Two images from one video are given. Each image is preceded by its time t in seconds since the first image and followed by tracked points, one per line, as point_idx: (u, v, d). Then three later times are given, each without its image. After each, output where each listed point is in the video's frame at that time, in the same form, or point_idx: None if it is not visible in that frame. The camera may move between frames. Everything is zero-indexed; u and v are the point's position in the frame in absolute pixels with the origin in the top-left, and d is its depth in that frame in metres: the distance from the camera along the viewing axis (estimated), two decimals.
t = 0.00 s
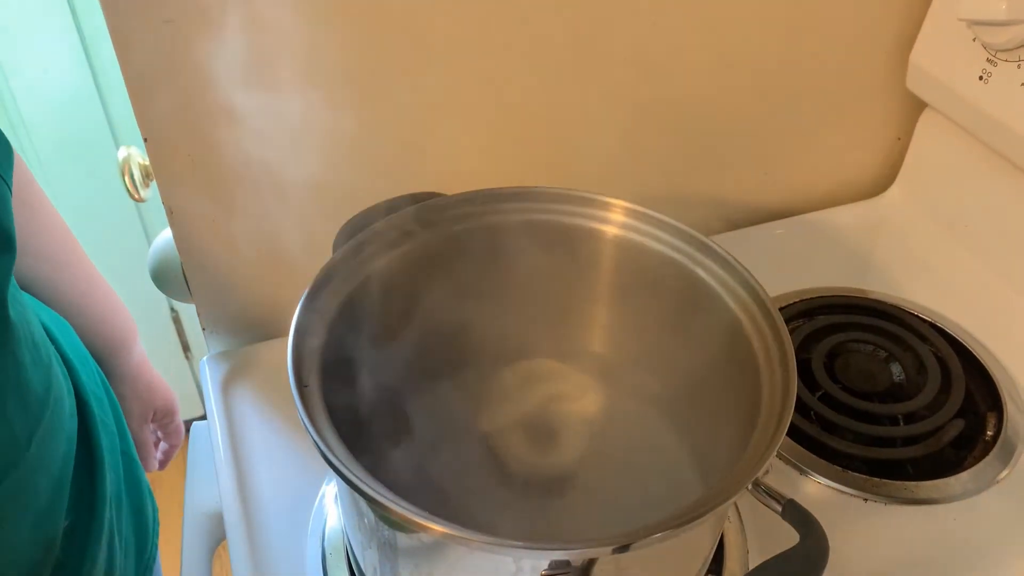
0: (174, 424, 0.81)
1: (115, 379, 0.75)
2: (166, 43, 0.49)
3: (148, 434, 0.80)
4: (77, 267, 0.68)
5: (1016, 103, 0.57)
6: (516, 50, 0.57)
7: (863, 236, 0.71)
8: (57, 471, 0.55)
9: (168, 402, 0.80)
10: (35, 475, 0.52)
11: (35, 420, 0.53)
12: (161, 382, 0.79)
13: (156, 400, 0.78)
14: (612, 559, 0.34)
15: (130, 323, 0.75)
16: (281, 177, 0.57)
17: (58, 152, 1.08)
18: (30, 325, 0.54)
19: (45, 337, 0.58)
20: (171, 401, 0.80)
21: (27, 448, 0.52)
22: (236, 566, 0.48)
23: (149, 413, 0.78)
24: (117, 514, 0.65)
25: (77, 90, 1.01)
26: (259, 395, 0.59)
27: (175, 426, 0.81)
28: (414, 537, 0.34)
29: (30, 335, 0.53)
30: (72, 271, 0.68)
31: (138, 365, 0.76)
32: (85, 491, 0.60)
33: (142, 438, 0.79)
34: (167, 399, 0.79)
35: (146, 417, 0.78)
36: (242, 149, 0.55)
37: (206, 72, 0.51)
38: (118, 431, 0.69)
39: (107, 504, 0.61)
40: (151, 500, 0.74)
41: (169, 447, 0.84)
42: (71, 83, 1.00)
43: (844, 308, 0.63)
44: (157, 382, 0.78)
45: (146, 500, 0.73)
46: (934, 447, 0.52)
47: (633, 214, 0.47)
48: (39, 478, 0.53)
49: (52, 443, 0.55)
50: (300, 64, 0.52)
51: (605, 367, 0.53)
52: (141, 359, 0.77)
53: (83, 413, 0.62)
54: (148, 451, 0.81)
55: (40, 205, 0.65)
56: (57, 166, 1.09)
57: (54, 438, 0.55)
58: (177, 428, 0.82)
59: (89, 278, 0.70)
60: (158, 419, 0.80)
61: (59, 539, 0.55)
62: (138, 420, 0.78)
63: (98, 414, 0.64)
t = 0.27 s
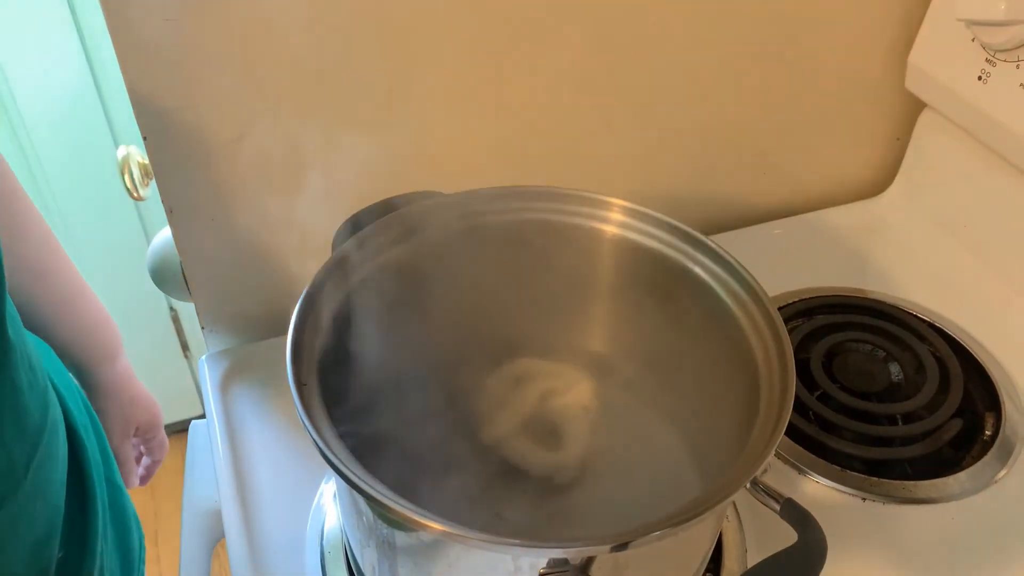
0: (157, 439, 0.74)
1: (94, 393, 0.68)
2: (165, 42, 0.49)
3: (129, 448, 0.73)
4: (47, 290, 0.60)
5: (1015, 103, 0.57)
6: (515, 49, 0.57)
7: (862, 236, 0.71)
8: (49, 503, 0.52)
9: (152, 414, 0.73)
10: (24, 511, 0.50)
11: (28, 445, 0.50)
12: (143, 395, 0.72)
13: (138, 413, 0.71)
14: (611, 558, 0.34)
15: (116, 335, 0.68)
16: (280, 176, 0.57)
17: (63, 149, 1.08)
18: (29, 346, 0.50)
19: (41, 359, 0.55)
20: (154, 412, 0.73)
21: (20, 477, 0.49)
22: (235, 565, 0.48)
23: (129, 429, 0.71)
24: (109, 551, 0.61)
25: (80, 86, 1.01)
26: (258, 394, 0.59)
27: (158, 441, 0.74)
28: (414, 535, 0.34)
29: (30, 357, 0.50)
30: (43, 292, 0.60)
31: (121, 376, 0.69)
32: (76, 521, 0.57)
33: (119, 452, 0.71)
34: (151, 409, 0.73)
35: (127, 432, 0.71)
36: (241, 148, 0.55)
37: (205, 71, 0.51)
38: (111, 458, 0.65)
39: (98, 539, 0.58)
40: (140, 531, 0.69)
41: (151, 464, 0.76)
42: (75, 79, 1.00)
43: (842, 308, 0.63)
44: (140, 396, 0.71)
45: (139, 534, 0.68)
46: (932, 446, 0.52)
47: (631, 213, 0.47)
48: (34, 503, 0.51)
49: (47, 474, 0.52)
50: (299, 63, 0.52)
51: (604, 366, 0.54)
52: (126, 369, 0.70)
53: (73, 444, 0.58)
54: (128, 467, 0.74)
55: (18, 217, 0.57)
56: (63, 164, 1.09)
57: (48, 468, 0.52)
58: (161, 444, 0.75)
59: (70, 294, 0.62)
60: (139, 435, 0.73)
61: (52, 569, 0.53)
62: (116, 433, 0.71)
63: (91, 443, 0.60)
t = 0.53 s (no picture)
0: (157, 463, 0.68)
1: (96, 419, 0.61)
2: (166, 43, 0.49)
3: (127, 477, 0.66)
4: (46, 299, 0.53)
5: (1012, 105, 0.57)
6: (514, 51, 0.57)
7: (860, 238, 0.71)
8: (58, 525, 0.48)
9: (150, 439, 0.66)
10: (27, 546, 0.44)
11: (13, 492, 0.43)
12: (141, 419, 0.65)
13: (137, 438, 0.64)
14: (609, 558, 0.34)
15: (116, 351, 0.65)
16: (280, 177, 0.57)
17: (63, 149, 1.08)
18: (16, 385, 0.43)
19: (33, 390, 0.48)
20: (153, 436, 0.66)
21: (11, 523, 0.43)
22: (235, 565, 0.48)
23: (129, 453, 0.64)
24: None
25: (78, 82, 1.01)
26: (258, 394, 0.59)
27: (159, 465, 0.68)
28: (413, 535, 0.34)
29: (15, 397, 0.43)
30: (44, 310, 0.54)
31: (117, 401, 0.62)
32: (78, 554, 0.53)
33: (123, 480, 0.65)
34: (149, 434, 0.66)
35: (127, 457, 0.64)
36: (242, 148, 0.55)
37: (206, 72, 0.51)
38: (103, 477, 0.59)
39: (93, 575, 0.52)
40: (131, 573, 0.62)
41: (149, 491, 0.69)
42: (73, 75, 1.00)
43: (840, 309, 0.63)
44: (140, 421, 0.64)
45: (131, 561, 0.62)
46: (929, 448, 0.53)
47: (630, 214, 0.47)
48: (29, 548, 0.45)
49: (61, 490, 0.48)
50: (299, 64, 0.53)
51: (602, 366, 0.54)
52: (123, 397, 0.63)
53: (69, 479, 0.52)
54: (126, 494, 0.66)
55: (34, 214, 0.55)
56: (63, 163, 1.09)
57: (48, 501, 0.46)
58: (159, 469, 0.68)
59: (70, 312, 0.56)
60: (138, 460, 0.66)
61: None
62: (118, 459, 0.64)
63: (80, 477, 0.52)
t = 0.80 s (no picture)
0: (152, 472, 0.68)
1: (90, 430, 0.61)
2: (166, 43, 0.49)
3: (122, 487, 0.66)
4: (42, 313, 0.53)
5: (1014, 106, 0.57)
6: (515, 52, 0.57)
7: (860, 239, 0.71)
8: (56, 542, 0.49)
9: (145, 448, 0.67)
10: (25, 569, 0.45)
11: (10, 515, 0.44)
12: (136, 429, 0.65)
13: (132, 447, 0.65)
14: (610, 561, 0.34)
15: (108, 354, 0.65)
16: (280, 177, 0.57)
17: (63, 149, 1.08)
18: (11, 406, 0.43)
19: (28, 408, 0.48)
20: (148, 444, 0.67)
21: (9, 547, 0.44)
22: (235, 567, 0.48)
23: (123, 463, 0.64)
24: None
25: (79, 82, 1.01)
26: (259, 395, 0.59)
27: (153, 474, 0.68)
28: (414, 537, 0.34)
29: (10, 419, 0.43)
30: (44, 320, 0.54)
31: (112, 411, 0.62)
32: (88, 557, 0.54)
33: (118, 490, 0.65)
34: (143, 443, 0.66)
35: (122, 466, 0.64)
36: (242, 148, 0.55)
37: (205, 72, 0.51)
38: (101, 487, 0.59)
39: None
40: None
41: (144, 498, 0.70)
42: (73, 74, 1.00)
43: (841, 311, 0.63)
44: (135, 429, 0.64)
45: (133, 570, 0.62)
46: (930, 449, 0.52)
47: (631, 216, 0.47)
48: (27, 568, 0.45)
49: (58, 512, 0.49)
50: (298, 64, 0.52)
51: (603, 367, 0.54)
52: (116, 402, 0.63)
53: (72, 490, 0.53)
54: (122, 504, 0.67)
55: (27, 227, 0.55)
56: (63, 164, 1.09)
57: (47, 522, 0.47)
58: (154, 478, 0.69)
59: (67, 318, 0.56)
60: (133, 469, 0.67)
61: None
62: (113, 470, 0.64)
63: (78, 493, 0.53)
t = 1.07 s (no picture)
0: (156, 474, 0.68)
1: (93, 432, 0.61)
2: (166, 43, 0.49)
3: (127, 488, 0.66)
4: (42, 314, 0.53)
5: (1016, 106, 0.57)
6: (516, 51, 0.57)
7: (862, 239, 0.71)
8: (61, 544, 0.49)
9: (149, 450, 0.66)
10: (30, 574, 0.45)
11: (11, 519, 0.44)
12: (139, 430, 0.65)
13: (136, 449, 0.64)
14: (611, 562, 0.34)
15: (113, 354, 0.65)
16: (281, 176, 0.57)
17: (65, 149, 1.07)
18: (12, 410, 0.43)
19: (29, 412, 0.48)
20: (153, 445, 0.66)
21: (12, 552, 0.44)
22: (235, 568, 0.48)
23: (128, 464, 0.64)
24: None
25: (80, 81, 1.01)
26: (259, 395, 0.59)
27: (158, 476, 0.68)
28: (414, 537, 0.34)
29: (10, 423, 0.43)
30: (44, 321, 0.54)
31: (114, 412, 0.62)
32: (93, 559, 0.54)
33: (122, 492, 0.65)
34: (147, 444, 0.66)
35: (125, 467, 0.64)
36: (242, 148, 0.55)
37: (205, 72, 0.50)
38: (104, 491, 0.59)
39: None
40: None
41: (149, 500, 0.70)
42: (74, 75, 1.00)
43: (843, 311, 0.63)
44: (140, 430, 0.64)
45: (136, 572, 0.62)
46: (932, 450, 0.52)
47: (632, 216, 0.47)
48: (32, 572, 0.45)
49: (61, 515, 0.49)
50: (299, 64, 0.52)
51: (604, 368, 0.54)
52: (121, 405, 0.63)
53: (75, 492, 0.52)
54: (126, 505, 0.66)
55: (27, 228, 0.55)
56: (65, 164, 1.09)
57: (52, 528, 0.47)
58: (159, 479, 0.68)
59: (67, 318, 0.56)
60: (137, 470, 0.66)
61: None
62: (117, 471, 0.64)
63: (80, 495, 0.53)
